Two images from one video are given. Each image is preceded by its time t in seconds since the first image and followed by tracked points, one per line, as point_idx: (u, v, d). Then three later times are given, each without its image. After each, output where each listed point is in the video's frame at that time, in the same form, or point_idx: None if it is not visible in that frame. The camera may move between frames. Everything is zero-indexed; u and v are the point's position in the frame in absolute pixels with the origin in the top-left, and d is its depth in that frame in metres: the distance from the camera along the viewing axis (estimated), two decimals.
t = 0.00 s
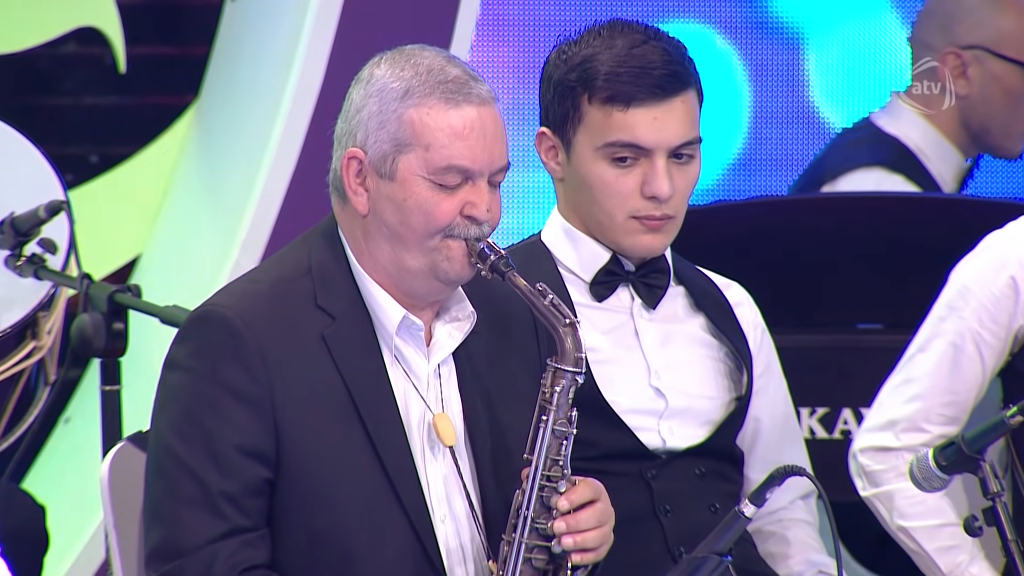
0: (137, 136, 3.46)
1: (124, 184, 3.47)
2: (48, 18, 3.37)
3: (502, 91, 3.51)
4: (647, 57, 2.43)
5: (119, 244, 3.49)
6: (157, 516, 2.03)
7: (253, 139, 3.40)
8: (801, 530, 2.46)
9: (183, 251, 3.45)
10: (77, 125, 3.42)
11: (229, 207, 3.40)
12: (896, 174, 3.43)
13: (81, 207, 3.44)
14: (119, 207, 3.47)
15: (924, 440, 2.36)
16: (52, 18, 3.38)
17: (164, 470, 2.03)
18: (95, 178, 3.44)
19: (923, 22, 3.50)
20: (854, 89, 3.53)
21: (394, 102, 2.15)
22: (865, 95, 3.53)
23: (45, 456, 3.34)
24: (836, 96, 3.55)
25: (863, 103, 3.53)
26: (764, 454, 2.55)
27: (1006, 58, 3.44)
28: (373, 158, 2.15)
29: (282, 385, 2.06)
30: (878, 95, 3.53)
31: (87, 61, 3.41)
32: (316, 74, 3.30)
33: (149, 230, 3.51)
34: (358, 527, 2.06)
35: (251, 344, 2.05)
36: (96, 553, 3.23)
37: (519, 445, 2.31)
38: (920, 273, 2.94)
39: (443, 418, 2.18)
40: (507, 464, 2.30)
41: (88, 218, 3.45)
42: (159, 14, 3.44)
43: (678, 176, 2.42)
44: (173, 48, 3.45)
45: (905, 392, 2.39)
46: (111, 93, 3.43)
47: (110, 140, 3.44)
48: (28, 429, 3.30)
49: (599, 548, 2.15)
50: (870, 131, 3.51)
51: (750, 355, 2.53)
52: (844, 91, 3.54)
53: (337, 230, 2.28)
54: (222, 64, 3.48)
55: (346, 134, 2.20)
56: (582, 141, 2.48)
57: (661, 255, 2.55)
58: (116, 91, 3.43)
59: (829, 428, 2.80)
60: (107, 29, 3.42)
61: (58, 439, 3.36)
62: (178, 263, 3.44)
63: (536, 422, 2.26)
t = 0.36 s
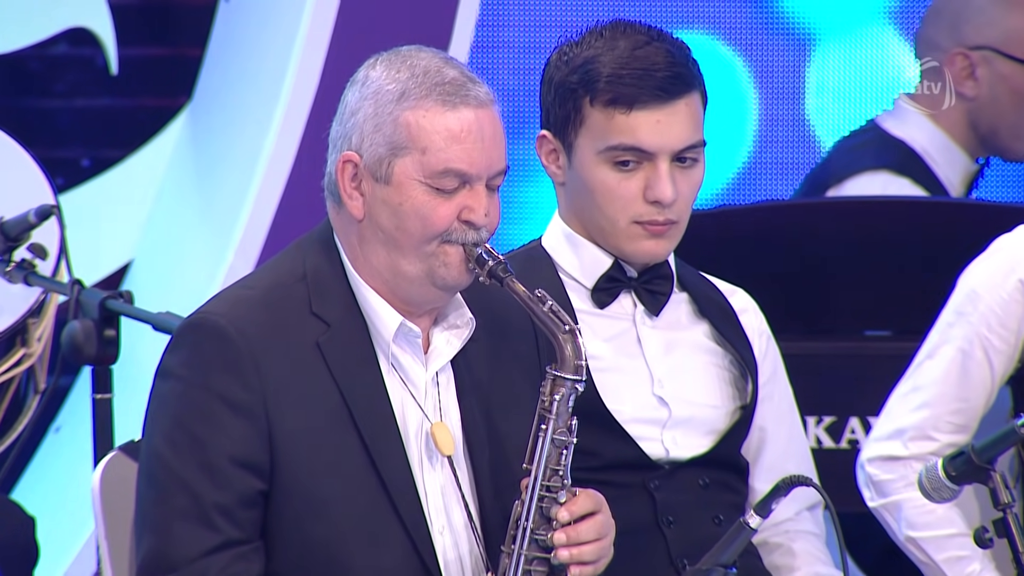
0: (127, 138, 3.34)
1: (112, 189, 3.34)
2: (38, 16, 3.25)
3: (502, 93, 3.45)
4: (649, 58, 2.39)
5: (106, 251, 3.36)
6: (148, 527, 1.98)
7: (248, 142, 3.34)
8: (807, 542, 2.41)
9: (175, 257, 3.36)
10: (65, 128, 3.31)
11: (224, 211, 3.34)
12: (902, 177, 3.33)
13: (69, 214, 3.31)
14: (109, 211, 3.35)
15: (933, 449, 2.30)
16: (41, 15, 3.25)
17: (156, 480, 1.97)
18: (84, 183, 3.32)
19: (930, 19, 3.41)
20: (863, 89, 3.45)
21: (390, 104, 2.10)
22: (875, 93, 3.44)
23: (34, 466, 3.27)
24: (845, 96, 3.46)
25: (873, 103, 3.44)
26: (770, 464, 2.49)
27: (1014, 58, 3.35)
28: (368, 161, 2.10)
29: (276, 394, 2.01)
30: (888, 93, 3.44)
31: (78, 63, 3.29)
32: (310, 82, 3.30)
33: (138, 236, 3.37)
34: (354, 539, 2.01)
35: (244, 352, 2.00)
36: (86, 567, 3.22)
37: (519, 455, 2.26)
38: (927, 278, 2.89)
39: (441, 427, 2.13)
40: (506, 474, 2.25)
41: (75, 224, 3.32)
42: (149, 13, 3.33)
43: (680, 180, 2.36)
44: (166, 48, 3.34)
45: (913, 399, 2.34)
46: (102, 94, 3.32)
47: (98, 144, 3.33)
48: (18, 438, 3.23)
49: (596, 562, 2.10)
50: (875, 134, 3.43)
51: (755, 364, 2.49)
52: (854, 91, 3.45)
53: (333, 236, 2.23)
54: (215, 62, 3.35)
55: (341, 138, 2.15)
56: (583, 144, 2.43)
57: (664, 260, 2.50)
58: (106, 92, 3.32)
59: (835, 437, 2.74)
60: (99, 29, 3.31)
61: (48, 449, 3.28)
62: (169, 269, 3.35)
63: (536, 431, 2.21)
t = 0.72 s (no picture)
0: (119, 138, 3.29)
1: (104, 190, 3.29)
2: (29, 14, 3.22)
3: (502, 94, 3.40)
4: (653, 57, 2.34)
5: (98, 254, 3.29)
6: (140, 539, 1.93)
7: (242, 143, 3.27)
8: (814, 552, 2.35)
9: (169, 259, 3.29)
10: (56, 128, 3.27)
11: (219, 213, 3.27)
12: (911, 176, 3.24)
13: (62, 216, 3.27)
14: (101, 211, 3.29)
15: (947, 453, 2.26)
16: (32, 14, 3.22)
17: (147, 491, 1.92)
18: (76, 183, 3.28)
19: (940, 15, 3.34)
20: (870, 85, 3.40)
21: (389, 103, 2.05)
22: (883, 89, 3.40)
23: (23, 475, 3.21)
24: (851, 95, 3.40)
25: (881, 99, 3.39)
26: (776, 472, 2.44)
27: None
28: (366, 161, 2.05)
29: (270, 401, 1.96)
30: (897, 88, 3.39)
31: (68, 61, 3.25)
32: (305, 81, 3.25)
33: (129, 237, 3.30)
34: (351, 550, 1.96)
35: (238, 358, 1.95)
36: None
37: (520, 462, 2.21)
38: (936, 280, 2.84)
39: (440, 434, 2.08)
40: (506, 482, 2.20)
41: (67, 226, 3.28)
42: (142, 11, 3.27)
43: (686, 181, 2.31)
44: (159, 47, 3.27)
45: (925, 403, 2.30)
46: (91, 94, 3.28)
47: (89, 145, 3.28)
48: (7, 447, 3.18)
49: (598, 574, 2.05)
50: (884, 134, 3.36)
51: (761, 369, 2.44)
52: (861, 88, 3.40)
53: (329, 239, 2.18)
54: (208, 62, 3.28)
55: (338, 138, 2.09)
56: (585, 144, 2.38)
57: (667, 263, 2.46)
58: (96, 91, 3.27)
59: (844, 444, 2.71)
60: (91, 27, 3.26)
61: (36, 458, 3.21)
62: (164, 271, 3.28)
63: (537, 438, 2.15)
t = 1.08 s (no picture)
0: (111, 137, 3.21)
1: (93, 191, 3.21)
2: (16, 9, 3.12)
3: (502, 92, 3.35)
4: (658, 55, 2.28)
5: (88, 256, 3.22)
6: (129, 549, 1.87)
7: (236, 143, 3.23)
8: (822, 561, 2.30)
9: (159, 260, 3.24)
10: (45, 127, 3.17)
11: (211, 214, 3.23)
12: (921, 176, 3.19)
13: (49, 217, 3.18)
14: (89, 212, 3.21)
15: (978, 445, 2.22)
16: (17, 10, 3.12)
17: (137, 500, 1.86)
18: (65, 182, 3.19)
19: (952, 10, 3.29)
20: (877, 82, 3.34)
21: (384, 102, 2.00)
22: (890, 85, 3.34)
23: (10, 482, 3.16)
24: (855, 94, 3.35)
25: (888, 96, 3.34)
26: (782, 479, 2.38)
27: None
28: (361, 161, 1.99)
29: (263, 407, 1.90)
30: (906, 82, 3.33)
31: (58, 57, 3.16)
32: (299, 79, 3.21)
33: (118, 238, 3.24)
34: (347, 560, 1.90)
35: (230, 364, 1.89)
36: None
37: (520, 469, 2.16)
38: (946, 283, 2.79)
39: (437, 440, 2.03)
40: (506, 489, 2.14)
41: (55, 228, 3.19)
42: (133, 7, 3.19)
43: (690, 182, 2.26)
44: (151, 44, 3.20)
45: (958, 393, 2.25)
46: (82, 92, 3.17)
47: (80, 143, 3.19)
48: None
49: None
50: (891, 134, 3.31)
51: (768, 373, 2.38)
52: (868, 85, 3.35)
53: (324, 240, 2.12)
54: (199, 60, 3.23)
55: (332, 137, 2.04)
56: (587, 144, 2.32)
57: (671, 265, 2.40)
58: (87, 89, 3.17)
59: (852, 451, 2.67)
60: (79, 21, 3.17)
61: (23, 464, 3.16)
62: (154, 272, 3.24)
63: (537, 444, 2.10)
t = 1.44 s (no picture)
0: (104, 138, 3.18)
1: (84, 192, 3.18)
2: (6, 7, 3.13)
3: (502, 92, 3.31)
4: (663, 54, 2.24)
5: (77, 258, 3.19)
6: (119, 559, 1.83)
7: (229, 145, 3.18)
8: (828, 570, 2.25)
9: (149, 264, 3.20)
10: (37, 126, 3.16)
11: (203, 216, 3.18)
12: (930, 177, 3.17)
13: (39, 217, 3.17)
14: (79, 213, 3.19)
15: (1013, 435, 2.24)
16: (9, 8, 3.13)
17: (126, 508, 1.82)
18: (53, 184, 3.18)
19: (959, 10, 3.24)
20: (882, 77, 3.28)
21: (380, 102, 1.95)
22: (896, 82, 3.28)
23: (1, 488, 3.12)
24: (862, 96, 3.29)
25: (896, 91, 3.27)
26: (788, 488, 2.35)
27: None
28: (357, 163, 1.95)
29: (257, 414, 1.86)
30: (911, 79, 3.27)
31: (48, 56, 3.15)
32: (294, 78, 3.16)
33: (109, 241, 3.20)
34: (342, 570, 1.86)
35: (223, 369, 1.85)
36: None
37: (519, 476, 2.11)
38: (956, 286, 2.74)
39: (435, 448, 1.98)
40: (506, 497, 2.10)
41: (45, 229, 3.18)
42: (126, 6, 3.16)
43: (695, 184, 2.22)
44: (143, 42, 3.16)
45: (999, 381, 2.26)
46: (72, 91, 3.16)
47: (71, 145, 3.17)
48: None
49: None
50: (899, 135, 3.25)
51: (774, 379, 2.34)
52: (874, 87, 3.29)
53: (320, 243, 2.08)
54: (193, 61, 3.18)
55: (328, 137, 1.99)
56: (590, 145, 2.28)
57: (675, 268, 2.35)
58: (78, 88, 3.16)
59: (860, 459, 2.62)
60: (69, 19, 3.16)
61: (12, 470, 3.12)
62: (144, 276, 3.19)
63: (537, 451, 2.05)
